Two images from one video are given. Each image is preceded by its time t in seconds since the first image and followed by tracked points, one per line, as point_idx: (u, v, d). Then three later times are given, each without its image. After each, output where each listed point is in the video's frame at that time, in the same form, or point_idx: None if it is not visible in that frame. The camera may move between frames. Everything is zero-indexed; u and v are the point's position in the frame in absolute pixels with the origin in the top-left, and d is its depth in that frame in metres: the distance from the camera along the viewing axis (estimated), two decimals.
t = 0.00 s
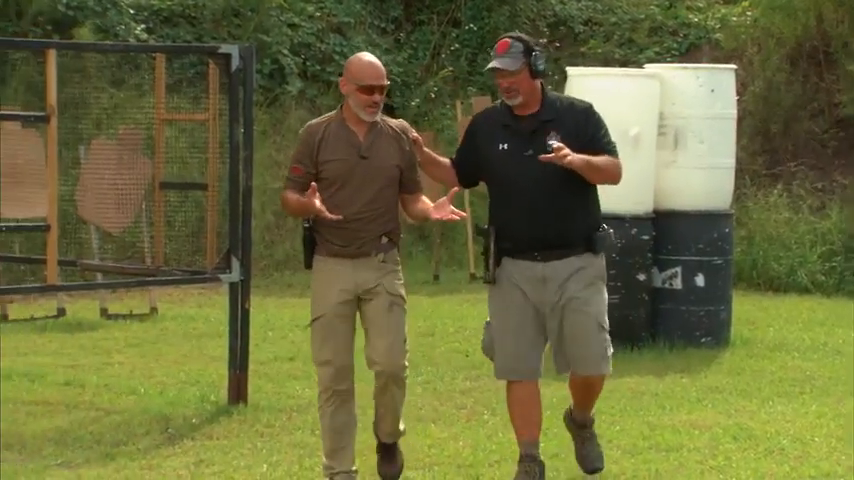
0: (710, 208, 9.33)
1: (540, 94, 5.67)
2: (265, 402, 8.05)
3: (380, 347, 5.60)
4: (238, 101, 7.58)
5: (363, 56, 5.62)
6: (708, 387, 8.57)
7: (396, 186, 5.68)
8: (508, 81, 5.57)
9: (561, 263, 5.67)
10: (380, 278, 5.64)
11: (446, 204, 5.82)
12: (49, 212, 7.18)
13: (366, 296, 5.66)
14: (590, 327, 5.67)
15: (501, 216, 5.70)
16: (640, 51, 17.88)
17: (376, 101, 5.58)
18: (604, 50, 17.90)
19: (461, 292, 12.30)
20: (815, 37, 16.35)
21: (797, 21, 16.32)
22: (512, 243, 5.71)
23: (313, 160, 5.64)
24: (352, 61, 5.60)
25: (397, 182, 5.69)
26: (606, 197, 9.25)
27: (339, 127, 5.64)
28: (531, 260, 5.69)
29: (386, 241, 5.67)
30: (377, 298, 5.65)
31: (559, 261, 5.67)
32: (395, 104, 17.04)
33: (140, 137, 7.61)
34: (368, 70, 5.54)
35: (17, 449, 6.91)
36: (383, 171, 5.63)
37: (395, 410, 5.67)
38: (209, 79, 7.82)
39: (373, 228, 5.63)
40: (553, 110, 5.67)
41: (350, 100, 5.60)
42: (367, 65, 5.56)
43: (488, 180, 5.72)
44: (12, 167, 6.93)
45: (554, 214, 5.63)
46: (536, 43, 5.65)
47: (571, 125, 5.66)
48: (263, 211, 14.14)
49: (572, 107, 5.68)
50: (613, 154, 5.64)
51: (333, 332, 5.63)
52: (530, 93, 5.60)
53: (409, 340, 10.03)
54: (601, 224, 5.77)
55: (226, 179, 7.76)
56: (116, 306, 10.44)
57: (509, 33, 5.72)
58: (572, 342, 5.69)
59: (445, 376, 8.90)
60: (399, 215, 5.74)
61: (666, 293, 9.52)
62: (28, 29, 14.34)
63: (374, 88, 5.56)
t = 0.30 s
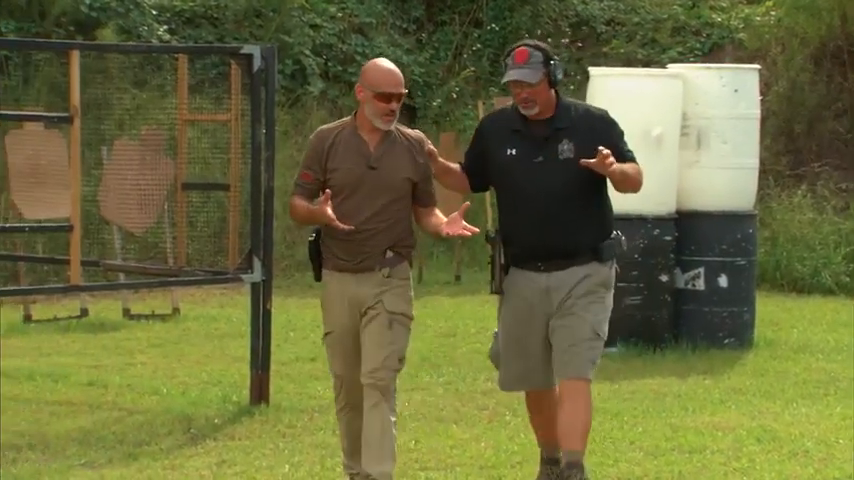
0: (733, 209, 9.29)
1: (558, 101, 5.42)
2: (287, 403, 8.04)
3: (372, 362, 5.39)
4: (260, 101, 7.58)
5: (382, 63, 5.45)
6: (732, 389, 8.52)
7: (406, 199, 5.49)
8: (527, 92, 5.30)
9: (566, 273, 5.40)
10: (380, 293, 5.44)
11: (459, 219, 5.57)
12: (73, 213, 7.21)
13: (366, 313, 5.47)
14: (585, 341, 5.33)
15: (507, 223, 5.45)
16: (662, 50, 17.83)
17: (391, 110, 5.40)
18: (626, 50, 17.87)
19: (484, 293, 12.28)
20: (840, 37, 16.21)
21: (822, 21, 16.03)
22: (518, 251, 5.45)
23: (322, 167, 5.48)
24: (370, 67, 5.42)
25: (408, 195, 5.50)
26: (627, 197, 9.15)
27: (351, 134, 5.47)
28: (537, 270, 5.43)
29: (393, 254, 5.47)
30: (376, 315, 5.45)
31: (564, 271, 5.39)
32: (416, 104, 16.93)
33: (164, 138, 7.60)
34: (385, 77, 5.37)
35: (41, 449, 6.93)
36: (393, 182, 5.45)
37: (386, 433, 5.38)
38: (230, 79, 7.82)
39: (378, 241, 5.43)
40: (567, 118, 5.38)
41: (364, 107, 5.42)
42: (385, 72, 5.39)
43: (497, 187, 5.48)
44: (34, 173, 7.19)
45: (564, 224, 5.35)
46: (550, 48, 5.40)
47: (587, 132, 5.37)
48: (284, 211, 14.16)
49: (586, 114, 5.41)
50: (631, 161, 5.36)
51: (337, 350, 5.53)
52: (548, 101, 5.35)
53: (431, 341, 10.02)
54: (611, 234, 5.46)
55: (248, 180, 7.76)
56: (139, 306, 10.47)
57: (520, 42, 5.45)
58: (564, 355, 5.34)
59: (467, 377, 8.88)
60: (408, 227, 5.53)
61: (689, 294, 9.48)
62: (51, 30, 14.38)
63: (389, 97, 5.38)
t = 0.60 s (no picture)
0: (747, 211, 9.25)
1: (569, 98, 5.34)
2: (300, 404, 8.03)
3: (388, 374, 5.41)
4: (274, 103, 7.58)
5: (390, 58, 5.34)
6: (746, 391, 8.49)
7: (414, 196, 5.43)
8: (539, 81, 5.26)
9: (570, 278, 5.35)
10: (389, 297, 5.41)
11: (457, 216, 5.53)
12: (86, 214, 7.10)
13: (375, 316, 5.43)
14: (590, 351, 5.28)
15: (515, 220, 5.42)
16: (676, 52, 17.79)
17: (398, 108, 5.30)
18: (640, 51, 17.83)
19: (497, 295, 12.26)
20: None
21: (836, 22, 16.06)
22: (524, 248, 5.42)
23: (327, 166, 5.42)
24: (376, 63, 5.32)
25: (416, 191, 5.43)
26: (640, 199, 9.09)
27: (357, 132, 5.41)
28: (540, 274, 5.40)
29: (402, 253, 5.43)
30: (388, 322, 5.43)
31: (566, 275, 5.35)
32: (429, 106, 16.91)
33: (177, 140, 7.58)
34: (390, 74, 5.27)
35: (54, 451, 6.93)
36: (399, 180, 5.38)
37: (400, 445, 5.43)
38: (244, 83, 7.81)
39: (385, 240, 5.38)
40: (583, 117, 5.34)
41: (371, 104, 5.35)
42: (390, 68, 5.29)
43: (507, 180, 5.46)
44: (49, 175, 7.35)
45: (571, 225, 5.31)
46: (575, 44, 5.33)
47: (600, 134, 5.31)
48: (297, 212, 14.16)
49: (601, 116, 5.33)
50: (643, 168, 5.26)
51: (342, 347, 5.36)
52: (559, 96, 5.29)
53: (443, 342, 10.01)
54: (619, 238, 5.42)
55: (261, 183, 7.74)
56: (152, 309, 10.48)
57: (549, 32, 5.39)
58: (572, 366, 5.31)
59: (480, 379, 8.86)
60: (417, 224, 5.48)
61: (703, 296, 9.46)
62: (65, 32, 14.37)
63: (395, 94, 5.28)
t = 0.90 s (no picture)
0: (761, 213, 9.21)
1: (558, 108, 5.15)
2: (312, 407, 8.02)
3: (396, 388, 5.38)
4: (286, 105, 7.57)
5: (378, 66, 5.27)
6: (760, 395, 8.44)
7: (412, 206, 5.34)
8: (523, 91, 5.07)
9: (575, 293, 5.19)
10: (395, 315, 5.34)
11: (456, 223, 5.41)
12: (99, 216, 7.10)
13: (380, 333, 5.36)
14: (602, 369, 5.24)
15: (509, 237, 5.24)
16: (690, 53, 17.74)
17: (388, 116, 5.22)
18: (653, 53, 17.81)
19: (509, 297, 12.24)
20: None
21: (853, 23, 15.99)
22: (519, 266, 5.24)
23: (320, 181, 5.38)
24: (363, 72, 5.24)
25: (413, 201, 5.34)
26: (654, 201, 9.06)
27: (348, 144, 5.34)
28: (544, 289, 5.20)
29: (402, 266, 5.34)
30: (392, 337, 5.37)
31: (572, 291, 5.18)
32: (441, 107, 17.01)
33: (189, 142, 7.56)
34: (378, 83, 5.19)
35: (67, 453, 6.92)
36: (395, 190, 5.30)
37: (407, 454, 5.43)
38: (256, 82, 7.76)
39: (385, 254, 5.30)
40: (572, 128, 5.16)
41: (360, 114, 5.28)
42: (378, 76, 5.21)
43: (498, 197, 5.27)
44: (62, 176, 7.36)
45: (567, 239, 5.15)
46: (562, 52, 5.14)
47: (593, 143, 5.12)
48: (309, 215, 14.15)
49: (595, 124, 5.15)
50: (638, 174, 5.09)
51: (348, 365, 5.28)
52: (546, 107, 5.11)
53: (456, 344, 9.99)
54: (622, 250, 5.26)
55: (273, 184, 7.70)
56: (165, 311, 10.48)
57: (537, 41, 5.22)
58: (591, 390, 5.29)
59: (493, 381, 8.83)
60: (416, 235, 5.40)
61: (716, 298, 9.41)
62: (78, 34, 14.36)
63: (384, 102, 5.19)
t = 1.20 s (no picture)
0: (779, 215, 9.18)
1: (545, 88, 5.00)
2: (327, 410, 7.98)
3: (381, 392, 5.18)
4: (301, 110, 7.47)
5: (366, 63, 5.13)
6: (778, 399, 8.38)
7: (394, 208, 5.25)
8: (521, 67, 4.89)
9: (567, 291, 5.04)
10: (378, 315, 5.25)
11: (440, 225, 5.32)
12: (116, 221, 7.04)
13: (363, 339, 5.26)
14: (598, 366, 5.03)
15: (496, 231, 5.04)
16: (707, 56, 17.67)
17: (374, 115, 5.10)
18: (670, 54, 17.81)
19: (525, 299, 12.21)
20: None
21: None
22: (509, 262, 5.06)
23: (300, 178, 5.27)
24: (350, 68, 5.11)
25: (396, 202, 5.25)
26: (673, 205, 9.01)
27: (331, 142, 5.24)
28: (534, 289, 5.05)
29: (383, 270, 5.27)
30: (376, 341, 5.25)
31: (563, 288, 5.04)
32: (457, 109, 17.07)
33: (206, 145, 7.57)
34: (364, 80, 5.08)
35: (83, 456, 6.90)
36: (378, 190, 5.21)
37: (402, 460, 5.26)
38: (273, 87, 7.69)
39: (366, 258, 5.23)
40: (557, 112, 4.97)
41: (345, 112, 5.16)
42: (364, 73, 5.09)
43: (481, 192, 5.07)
44: (78, 179, 7.36)
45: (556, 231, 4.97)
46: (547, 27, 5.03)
47: (580, 130, 4.95)
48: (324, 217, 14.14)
49: (579, 108, 4.99)
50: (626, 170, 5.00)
51: (331, 377, 5.20)
52: (541, 83, 4.95)
53: (471, 348, 9.95)
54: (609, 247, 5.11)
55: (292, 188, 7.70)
56: (180, 313, 10.47)
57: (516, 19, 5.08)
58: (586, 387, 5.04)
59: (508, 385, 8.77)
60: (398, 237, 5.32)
61: (734, 302, 9.37)
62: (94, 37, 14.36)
63: (370, 101, 5.08)
